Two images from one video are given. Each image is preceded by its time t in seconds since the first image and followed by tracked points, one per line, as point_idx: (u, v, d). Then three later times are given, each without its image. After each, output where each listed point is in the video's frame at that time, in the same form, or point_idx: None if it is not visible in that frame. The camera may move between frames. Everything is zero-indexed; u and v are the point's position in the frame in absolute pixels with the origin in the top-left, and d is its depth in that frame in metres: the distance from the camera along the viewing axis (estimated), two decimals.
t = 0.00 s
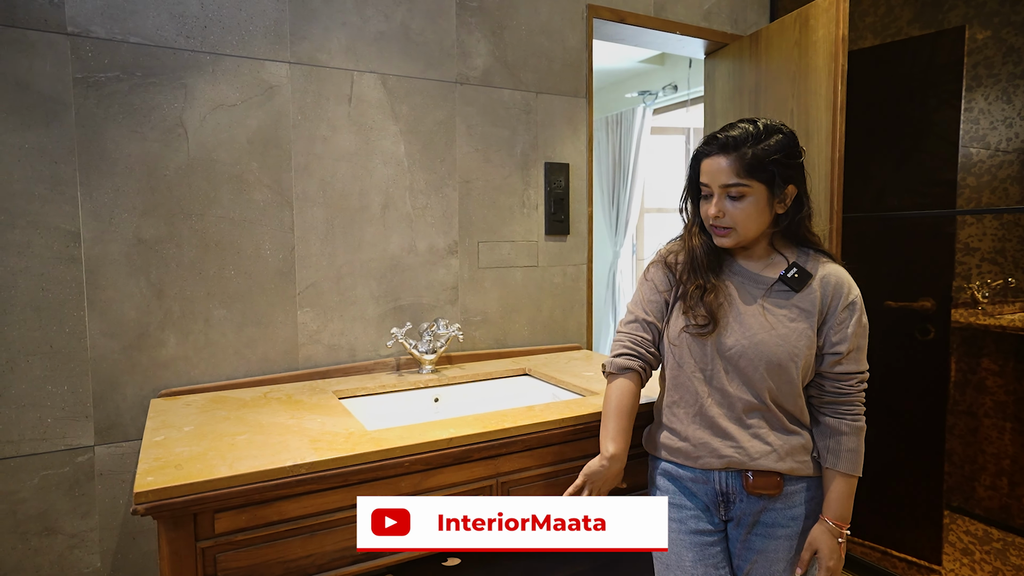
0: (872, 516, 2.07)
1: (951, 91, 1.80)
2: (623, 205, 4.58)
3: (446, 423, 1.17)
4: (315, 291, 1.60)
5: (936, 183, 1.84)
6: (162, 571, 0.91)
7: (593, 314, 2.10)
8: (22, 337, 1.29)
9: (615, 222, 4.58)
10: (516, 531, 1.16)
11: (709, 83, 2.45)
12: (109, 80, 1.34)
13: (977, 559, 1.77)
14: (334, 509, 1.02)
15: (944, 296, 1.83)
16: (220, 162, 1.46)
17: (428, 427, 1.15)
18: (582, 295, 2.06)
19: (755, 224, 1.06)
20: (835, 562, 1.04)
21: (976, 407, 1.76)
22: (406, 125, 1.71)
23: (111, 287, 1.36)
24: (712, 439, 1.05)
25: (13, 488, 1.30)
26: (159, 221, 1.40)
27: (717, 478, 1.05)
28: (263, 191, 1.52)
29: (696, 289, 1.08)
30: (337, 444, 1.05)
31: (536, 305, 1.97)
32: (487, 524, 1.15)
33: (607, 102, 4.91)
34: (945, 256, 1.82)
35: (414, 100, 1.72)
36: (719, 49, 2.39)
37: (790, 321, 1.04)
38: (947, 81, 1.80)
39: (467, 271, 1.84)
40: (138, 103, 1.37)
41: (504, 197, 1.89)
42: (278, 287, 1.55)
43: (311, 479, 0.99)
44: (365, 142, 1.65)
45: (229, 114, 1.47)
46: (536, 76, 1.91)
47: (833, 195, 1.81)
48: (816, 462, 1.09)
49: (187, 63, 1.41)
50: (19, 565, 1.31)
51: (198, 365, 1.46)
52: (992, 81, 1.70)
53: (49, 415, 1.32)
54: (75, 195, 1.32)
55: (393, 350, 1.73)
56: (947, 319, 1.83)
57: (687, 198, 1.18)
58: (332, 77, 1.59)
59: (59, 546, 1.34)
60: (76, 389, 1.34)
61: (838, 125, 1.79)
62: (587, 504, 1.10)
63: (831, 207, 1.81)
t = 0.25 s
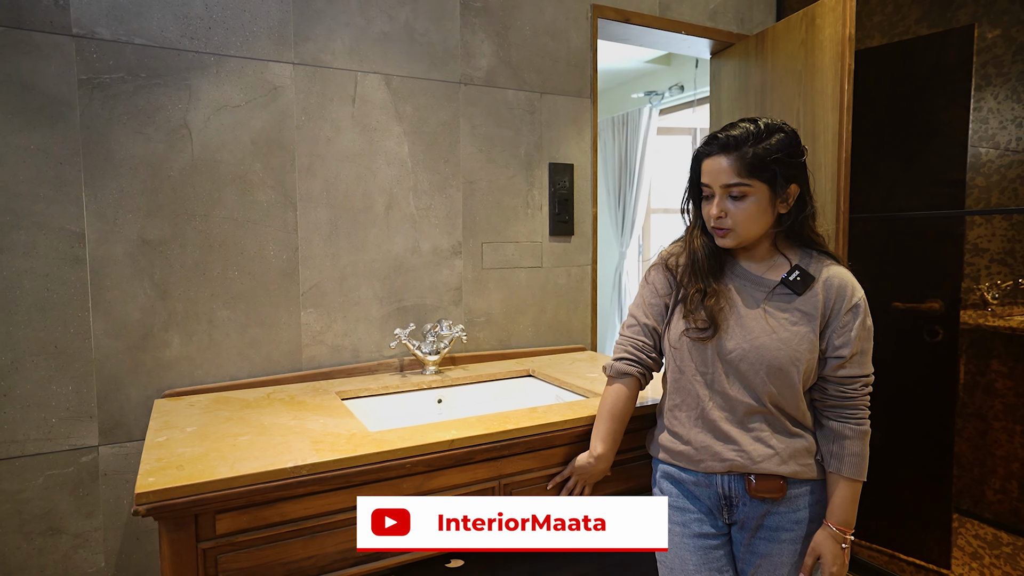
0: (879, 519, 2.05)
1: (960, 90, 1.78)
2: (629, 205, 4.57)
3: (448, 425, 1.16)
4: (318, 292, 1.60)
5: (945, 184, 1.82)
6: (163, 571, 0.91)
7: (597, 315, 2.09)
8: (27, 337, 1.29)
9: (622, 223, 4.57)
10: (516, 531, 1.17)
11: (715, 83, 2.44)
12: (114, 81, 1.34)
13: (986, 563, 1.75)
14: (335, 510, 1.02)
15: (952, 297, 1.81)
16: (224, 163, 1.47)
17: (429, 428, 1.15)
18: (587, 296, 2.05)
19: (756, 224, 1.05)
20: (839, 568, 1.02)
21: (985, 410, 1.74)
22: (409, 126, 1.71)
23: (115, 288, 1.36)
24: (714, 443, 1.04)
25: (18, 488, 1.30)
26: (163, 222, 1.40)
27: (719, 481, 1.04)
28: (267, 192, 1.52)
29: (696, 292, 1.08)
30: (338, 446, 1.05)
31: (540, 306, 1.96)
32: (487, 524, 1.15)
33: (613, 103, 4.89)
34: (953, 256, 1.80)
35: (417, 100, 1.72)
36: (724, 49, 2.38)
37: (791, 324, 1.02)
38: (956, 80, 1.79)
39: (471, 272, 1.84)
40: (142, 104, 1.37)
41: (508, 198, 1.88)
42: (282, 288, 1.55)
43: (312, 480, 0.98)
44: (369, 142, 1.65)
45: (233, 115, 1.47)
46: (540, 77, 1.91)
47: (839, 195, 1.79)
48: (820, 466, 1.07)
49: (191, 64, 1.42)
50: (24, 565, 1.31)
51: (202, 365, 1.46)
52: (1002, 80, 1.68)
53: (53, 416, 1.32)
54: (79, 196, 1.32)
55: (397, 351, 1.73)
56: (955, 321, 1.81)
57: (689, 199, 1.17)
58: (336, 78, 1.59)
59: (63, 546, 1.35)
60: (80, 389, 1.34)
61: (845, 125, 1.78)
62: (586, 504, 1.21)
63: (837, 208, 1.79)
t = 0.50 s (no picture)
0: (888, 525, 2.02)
1: (969, 91, 1.76)
2: (636, 207, 4.55)
3: (450, 428, 1.16)
4: (322, 294, 1.60)
5: (955, 186, 1.80)
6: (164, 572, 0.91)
7: (602, 318, 2.08)
8: (33, 338, 1.30)
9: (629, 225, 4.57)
10: (516, 531, 1.16)
11: (721, 84, 2.43)
12: (120, 84, 1.35)
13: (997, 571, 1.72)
14: (336, 513, 1.01)
15: (962, 300, 1.79)
16: (229, 165, 1.47)
17: (432, 431, 1.14)
18: (591, 299, 2.04)
19: (758, 217, 1.04)
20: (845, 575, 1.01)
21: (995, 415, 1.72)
22: (414, 128, 1.71)
23: (120, 290, 1.37)
24: (719, 449, 1.03)
25: (23, 488, 1.31)
26: (168, 223, 1.41)
27: (725, 488, 1.03)
28: (272, 194, 1.52)
29: (699, 294, 1.06)
30: (340, 448, 1.05)
31: (544, 308, 1.96)
32: (487, 524, 1.14)
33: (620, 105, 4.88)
34: (962, 259, 1.78)
35: (422, 102, 1.72)
36: (731, 50, 2.37)
37: (797, 327, 1.01)
38: (965, 81, 1.77)
39: (476, 274, 1.83)
40: (148, 106, 1.38)
41: (512, 200, 1.88)
42: (286, 290, 1.56)
43: (313, 483, 0.98)
44: (373, 144, 1.65)
45: (238, 117, 1.47)
46: (545, 79, 1.90)
47: (847, 197, 1.77)
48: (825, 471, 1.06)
49: (196, 67, 1.42)
50: (28, 565, 1.32)
51: (206, 367, 1.47)
52: (1012, 81, 1.66)
53: (58, 416, 1.33)
54: (85, 198, 1.33)
55: (401, 353, 1.73)
56: (966, 324, 1.79)
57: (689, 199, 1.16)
58: (340, 80, 1.59)
59: (68, 546, 1.35)
60: (85, 390, 1.35)
61: (852, 126, 1.76)
62: (586, 503, 1.12)
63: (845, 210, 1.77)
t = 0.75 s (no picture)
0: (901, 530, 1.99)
1: (982, 90, 1.73)
2: (645, 209, 4.53)
3: (456, 430, 1.16)
4: (330, 296, 1.61)
5: (968, 186, 1.78)
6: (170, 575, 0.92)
7: (610, 321, 2.07)
8: (44, 341, 1.31)
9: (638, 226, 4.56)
10: (516, 531, 1.15)
11: (730, 85, 2.41)
12: (129, 89, 1.36)
13: None
14: (341, 516, 1.01)
15: (976, 301, 1.77)
16: (237, 169, 1.48)
17: (438, 434, 1.14)
18: (599, 301, 2.03)
19: (767, 216, 1.02)
20: None
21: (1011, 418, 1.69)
22: (421, 131, 1.71)
23: (130, 293, 1.38)
24: (722, 453, 1.02)
25: (35, 490, 1.32)
26: (177, 227, 1.42)
27: (726, 492, 1.01)
28: (280, 197, 1.53)
29: (703, 296, 1.05)
30: (345, 451, 1.05)
31: (552, 311, 1.95)
32: (487, 524, 1.13)
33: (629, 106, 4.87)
34: (976, 260, 1.76)
35: (429, 105, 1.72)
36: (739, 51, 2.35)
37: (801, 330, 1.00)
38: (978, 80, 1.74)
39: (483, 276, 1.83)
40: (157, 111, 1.39)
41: (520, 202, 1.87)
42: (294, 293, 1.56)
43: (319, 486, 0.98)
44: (380, 147, 1.65)
45: (246, 121, 1.48)
46: (553, 81, 1.90)
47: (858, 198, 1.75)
48: (830, 474, 1.05)
49: (205, 72, 1.43)
50: (40, 565, 1.33)
51: (215, 369, 1.48)
52: None
53: (69, 419, 1.34)
54: (96, 203, 1.34)
55: (408, 356, 1.73)
56: (980, 326, 1.76)
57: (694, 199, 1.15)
58: (348, 84, 1.60)
59: (79, 547, 1.36)
60: (96, 393, 1.36)
61: (863, 126, 1.74)
62: (586, 503, 1.10)
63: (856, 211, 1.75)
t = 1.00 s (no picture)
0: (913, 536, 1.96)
1: (996, 89, 1.71)
2: (655, 211, 4.52)
3: (461, 432, 1.15)
4: (336, 298, 1.61)
5: (981, 187, 1.75)
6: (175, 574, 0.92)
7: (618, 323, 2.06)
8: (55, 342, 1.33)
9: (649, 228, 4.56)
10: (516, 531, 1.15)
11: (739, 86, 2.39)
12: (139, 92, 1.37)
13: None
14: (345, 517, 1.01)
15: (989, 304, 1.74)
16: (245, 171, 1.49)
17: (442, 435, 1.14)
18: (607, 303, 2.02)
19: (790, 219, 1.03)
20: None
21: None
22: (428, 133, 1.71)
23: (139, 294, 1.39)
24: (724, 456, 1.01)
25: (45, 489, 1.34)
26: (186, 229, 1.43)
27: (730, 495, 1.00)
28: (287, 199, 1.54)
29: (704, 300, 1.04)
30: (350, 452, 1.05)
31: (559, 313, 1.95)
32: (487, 524, 1.12)
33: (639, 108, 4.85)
34: (989, 262, 1.73)
35: (436, 107, 1.72)
36: (749, 52, 2.34)
37: (803, 331, 0.99)
38: (991, 80, 1.72)
39: (490, 278, 1.83)
40: (166, 114, 1.40)
41: (527, 204, 1.87)
42: (301, 294, 1.57)
43: (324, 486, 0.98)
44: (387, 149, 1.66)
45: (254, 123, 1.49)
46: (560, 82, 1.90)
47: (868, 199, 1.73)
48: (835, 477, 1.03)
49: (213, 75, 1.45)
50: (50, 564, 1.34)
51: (223, 370, 1.49)
52: None
53: (79, 418, 1.36)
54: (106, 205, 1.36)
55: (414, 357, 1.73)
56: (994, 329, 1.73)
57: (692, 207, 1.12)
58: (355, 86, 1.61)
59: (88, 545, 1.38)
60: (105, 393, 1.38)
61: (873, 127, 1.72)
62: (586, 503, 1.15)
63: (866, 212, 1.74)
